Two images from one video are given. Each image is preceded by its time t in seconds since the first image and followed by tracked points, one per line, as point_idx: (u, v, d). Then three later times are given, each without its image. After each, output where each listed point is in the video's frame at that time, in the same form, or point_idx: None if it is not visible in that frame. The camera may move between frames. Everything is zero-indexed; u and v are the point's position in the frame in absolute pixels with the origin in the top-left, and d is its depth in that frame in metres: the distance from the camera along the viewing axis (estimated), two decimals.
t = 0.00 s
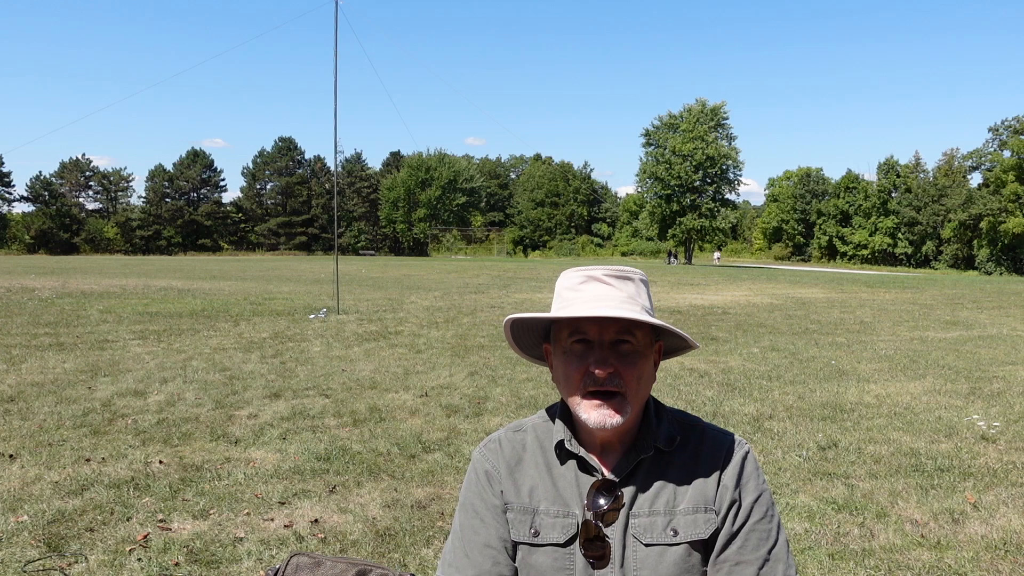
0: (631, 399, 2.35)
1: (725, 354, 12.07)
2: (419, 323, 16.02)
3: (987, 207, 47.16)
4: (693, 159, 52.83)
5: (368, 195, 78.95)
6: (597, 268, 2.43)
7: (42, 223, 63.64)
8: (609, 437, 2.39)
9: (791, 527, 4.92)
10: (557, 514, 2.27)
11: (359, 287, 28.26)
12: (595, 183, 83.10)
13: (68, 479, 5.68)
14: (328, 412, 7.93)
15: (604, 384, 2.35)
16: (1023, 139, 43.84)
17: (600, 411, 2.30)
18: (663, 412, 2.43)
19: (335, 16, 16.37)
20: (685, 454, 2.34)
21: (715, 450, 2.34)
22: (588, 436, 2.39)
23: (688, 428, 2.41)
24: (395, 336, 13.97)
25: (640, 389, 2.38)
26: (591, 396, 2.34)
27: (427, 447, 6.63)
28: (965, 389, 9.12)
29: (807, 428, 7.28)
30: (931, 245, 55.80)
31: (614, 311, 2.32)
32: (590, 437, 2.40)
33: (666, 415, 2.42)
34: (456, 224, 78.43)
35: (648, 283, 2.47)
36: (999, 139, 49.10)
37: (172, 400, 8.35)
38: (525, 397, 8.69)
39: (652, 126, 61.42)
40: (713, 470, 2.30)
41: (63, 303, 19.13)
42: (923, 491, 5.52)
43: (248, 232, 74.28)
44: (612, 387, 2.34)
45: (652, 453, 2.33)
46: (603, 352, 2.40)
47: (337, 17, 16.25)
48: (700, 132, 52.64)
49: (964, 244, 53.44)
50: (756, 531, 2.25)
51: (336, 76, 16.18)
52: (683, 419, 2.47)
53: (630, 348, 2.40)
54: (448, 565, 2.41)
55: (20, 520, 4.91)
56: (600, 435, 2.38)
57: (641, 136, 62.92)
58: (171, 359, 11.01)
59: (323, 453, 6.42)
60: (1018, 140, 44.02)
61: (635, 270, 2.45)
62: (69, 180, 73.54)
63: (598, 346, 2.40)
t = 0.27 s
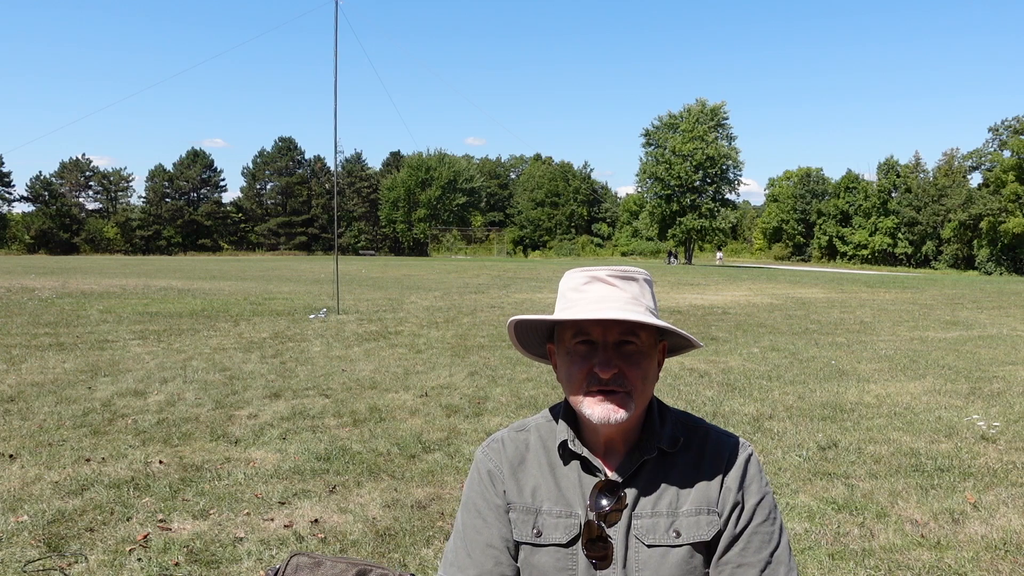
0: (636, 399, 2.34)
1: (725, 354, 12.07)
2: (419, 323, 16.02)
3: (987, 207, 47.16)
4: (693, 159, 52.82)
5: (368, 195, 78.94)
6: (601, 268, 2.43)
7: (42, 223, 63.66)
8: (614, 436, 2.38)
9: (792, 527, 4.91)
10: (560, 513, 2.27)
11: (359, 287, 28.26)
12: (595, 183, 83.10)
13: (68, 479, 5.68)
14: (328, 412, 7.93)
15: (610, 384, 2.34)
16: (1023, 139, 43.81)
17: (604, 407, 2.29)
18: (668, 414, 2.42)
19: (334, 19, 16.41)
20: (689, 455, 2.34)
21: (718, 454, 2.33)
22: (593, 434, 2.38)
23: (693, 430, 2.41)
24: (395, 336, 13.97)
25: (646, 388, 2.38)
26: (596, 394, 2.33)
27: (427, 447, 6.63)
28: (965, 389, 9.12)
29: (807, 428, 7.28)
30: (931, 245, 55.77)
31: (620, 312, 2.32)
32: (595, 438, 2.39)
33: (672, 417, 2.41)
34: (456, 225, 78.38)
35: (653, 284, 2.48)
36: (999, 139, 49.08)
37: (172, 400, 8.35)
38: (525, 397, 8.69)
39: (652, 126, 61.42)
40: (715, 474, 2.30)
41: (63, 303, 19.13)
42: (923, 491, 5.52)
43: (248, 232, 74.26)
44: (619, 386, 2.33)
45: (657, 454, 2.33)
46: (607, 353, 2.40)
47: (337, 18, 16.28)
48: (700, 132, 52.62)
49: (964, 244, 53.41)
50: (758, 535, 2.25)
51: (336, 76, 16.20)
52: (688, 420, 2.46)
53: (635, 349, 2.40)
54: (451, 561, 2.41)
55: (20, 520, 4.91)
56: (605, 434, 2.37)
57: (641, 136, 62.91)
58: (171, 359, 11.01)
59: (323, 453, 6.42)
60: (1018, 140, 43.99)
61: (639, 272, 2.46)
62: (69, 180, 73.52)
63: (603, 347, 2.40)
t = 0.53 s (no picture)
0: (636, 400, 2.34)
1: (725, 354, 12.07)
2: (419, 323, 16.03)
3: (987, 207, 47.20)
4: (693, 159, 52.84)
5: (368, 195, 78.94)
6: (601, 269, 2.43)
7: (42, 223, 63.69)
8: (614, 436, 2.38)
9: (792, 527, 4.91)
10: (560, 514, 2.27)
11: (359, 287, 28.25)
12: (595, 183, 83.11)
13: (68, 479, 5.69)
14: (328, 412, 7.93)
15: (611, 383, 2.33)
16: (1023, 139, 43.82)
17: (603, 408, 2.30)
18: (668, 414, 2.42)
19: (334, 19, 16.42)
20: (689, 456, 2.34)
21: (717, 455, 2.33)
22: (592, 434, 2.39)
23: (693, 429, 2.40)
24: (395, 336, 13.97)
25: (646, 389, 2.38)
26: (596, 395, 2.33)
27: (427, 447, 6.63)
28: (965, 389, 9.12)
29: (807, 428, 7.27)
30: (931, 245, 55.78)
31: (619, 313, 2.32)
32: (594, 437, 2.39)
33: (671, 417, 2.41)
34: (456, 225, 78.36)
35: (652, 284, 2.48)
36: (999, 139, 49.10)
37: (172, 400, 8.34)
38: (525, 397, 8.69)
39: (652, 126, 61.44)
40: (715, 474, 2.30)
41: (63, 303, 19.14)
42: (923, 491, 5.52)
43: (248, 232, 74.29)
44: (619, 386, 2.33)
45: (656, 454, 2.33)
46: (607, 354, 2.39)
47: (337, 18, 16.32)
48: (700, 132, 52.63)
49: (964, 244, 53.42)
50: (758, 534, 2.25)
51: (336, 76, 16.22)
52: (688, 420, 2.45)
53: (635, 349, 2.40)
54: (451, 561, 2.41)
55: (20, 520, 4.91)
56: (605, 435, 2.37)
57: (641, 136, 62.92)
58: (171, 359, 11.01)
59: (323, 453, 6.43)
60: (1018, 140, 44.01)
61: (638, 272, 2.46)
62: (70, 180, 73.52)
63: (604, 347, 2.40)
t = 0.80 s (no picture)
0: (631, 399, 2.34)
1: (725, 354, 12.08)
2: (419, 323, 16.03)
3: (987, 207, 47.20)
4: (693, 159, 52.87)
5: (368, 195, 78.96)
6: (592, 269, 2.44)
7: (42, 223, 63.70)
8: (612, 436, 2.37)
9: (792, 527, 4.91)
10: (557, 514, 2.27)
11: (359, 287, 28.26)
12: (595, 183, 83.11)
13: (68, 479, 5.69)
14: (328, 412, 7.93)
15: (606, 385, 2.34)
16: (1023, 139, 43.82)
17: (600, 411, 2.30)
18: (664, 414, 2.42)
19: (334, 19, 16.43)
20: (686, 454, 2.33)
21: (714, 454, 2.33)
22: (589, 434, 2.38)
23: (688, 429, 2.41)
24: (395, 335, 13.97)
25: (642, 389, 2.38)
26: (592, 396, 2.33)
27: (427, 447, 6.63)
28: (964, 389, 9.12)
29: (807, 428, 7.28)
30: (931, 245, 55.75)
31: (613, 314, 2.32)
32: (591, 438, 2.39)
33: (668, 416, 2.41)
34: (456, 225, 78.35)
35: (645, 283, 2.48)
36: (999, 139, 49.10)
37: (172, 400, 8.35)
38: (525, 397, 8.69)
39: (652, 126, 61.44)
40: (712, 473, 2.30)
41: (63, 303, 19.14)
42: (923, 491, 5.52)
43: (248, 232, 74.27)
44: (615, 388, 2.33)
45: (653, 453, 2.32)
46: (603, 354, 2.40)
47: (337, 18, 16.35)
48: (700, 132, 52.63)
49: (964, 244, 53.41)
50: (755, 533, 2.24)
51: (336, 76, 16.24)
52: (684, 419, 2.45)
53: (630, 349, 2.41)
54: (451, 562, 2.42)
55: (20, 520, 4.91)
56: (602, 435, 2.37)
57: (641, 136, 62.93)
58: (171, 359, 11.01)
59: (323, 453, 6.43)
60: (1018, 140, 44.01)
61: (632, 271, 2.46)
62: (70, 180, 73.48)
63: (599, 348, 2.40)
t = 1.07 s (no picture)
0: (622, 398, 2.34)
1: (725, 354, 12.08)
2: (420, 323, 16.03)
3: (987, 207, 47.20)
4: (692, 159, 52.90)
5: (368, 195, 78.97)
6: (580, 270, 2.43)
7: (42, 222, 63.72)
8: (602, 436, 2.37)
9: (791, 527, 4.91)
10: (550, 515, 2.27)
11: (359, 287, 28.26)
12: (595, 183, 83.11)
13: (68, 479, 5.69)
14: (328, 412, 7.93)
15: (597, 384, 2.33)
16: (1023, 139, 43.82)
17: (592, 411, 2.29)
18: (653, 412, 2.42)
19: (334, 19, 16.44)
20: (675, 452, 2.33)
21: (703, 451, 2.33)
22: (579, 435, 2.38)
23: (677, 427, 2.40)
24: (395, 335, 13.97)
25: (631, 387, 2.37)
26: (582, 396, 2.32)
27: (427, 447, 6.63)
28: (964, 389, 9.12)
29: (807, 428, 7.28)
30: (931, 245, 55.74)
31: (602, 313, 2.32)
32: (582, 438, 2.39)
33: (657, 414, 2.41)
34: (456, 225, 78.37)
35: (632, 282, 2.48)
36: (999, 139, 49.10)
37: (172, 400, 8.35)
38: (525, 397, 8.69)
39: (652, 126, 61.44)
40: (701, 470, 2.30)
41: (63, 303, 19.14)
42: (923, 491, 5.52)
43: (248, 232, 74.24)
44: (605, 387, 2.33)
45: (643, 452, 2.33)
46: (593, 355, 2.39)
47: (337, 18, 16.36)
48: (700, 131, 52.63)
49: (964, 244, 53.40)
50: (746, 527, 2.24)
51: (336, 76, 16.26)
52: (673, 417, 2.45)
53: (619, 349, 2.41)
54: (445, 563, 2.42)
55: (20, 520, 4.91)
56: (592, 435, 2.37)
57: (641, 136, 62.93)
58: (171, 359, 11.01)
59: (322, 453, 6.43)
60: (1018, 140, 44.01)
61: (619, 271, 2.47)
62: (70, 179, 73.43)
63: (587, 349, 2.41)
